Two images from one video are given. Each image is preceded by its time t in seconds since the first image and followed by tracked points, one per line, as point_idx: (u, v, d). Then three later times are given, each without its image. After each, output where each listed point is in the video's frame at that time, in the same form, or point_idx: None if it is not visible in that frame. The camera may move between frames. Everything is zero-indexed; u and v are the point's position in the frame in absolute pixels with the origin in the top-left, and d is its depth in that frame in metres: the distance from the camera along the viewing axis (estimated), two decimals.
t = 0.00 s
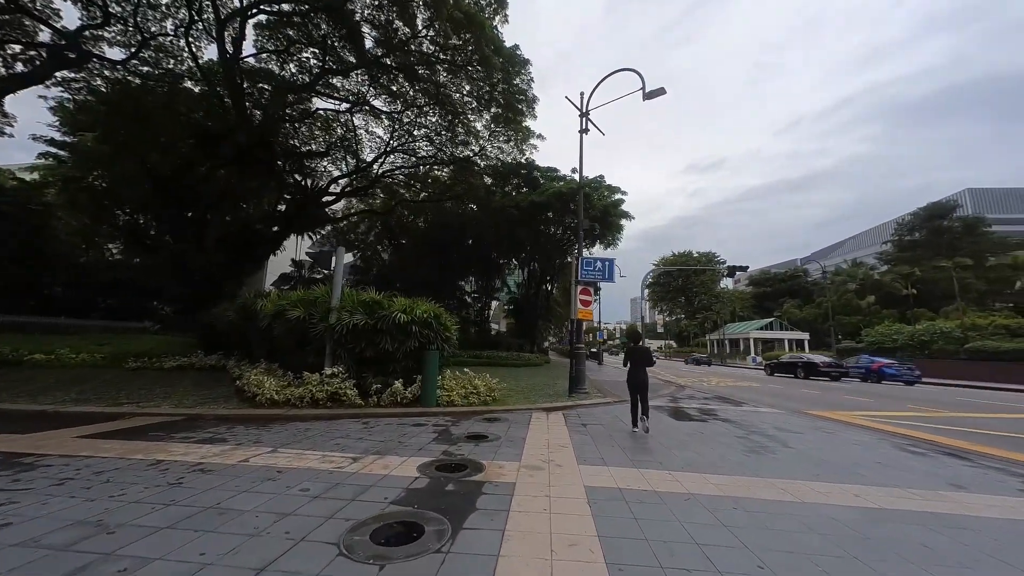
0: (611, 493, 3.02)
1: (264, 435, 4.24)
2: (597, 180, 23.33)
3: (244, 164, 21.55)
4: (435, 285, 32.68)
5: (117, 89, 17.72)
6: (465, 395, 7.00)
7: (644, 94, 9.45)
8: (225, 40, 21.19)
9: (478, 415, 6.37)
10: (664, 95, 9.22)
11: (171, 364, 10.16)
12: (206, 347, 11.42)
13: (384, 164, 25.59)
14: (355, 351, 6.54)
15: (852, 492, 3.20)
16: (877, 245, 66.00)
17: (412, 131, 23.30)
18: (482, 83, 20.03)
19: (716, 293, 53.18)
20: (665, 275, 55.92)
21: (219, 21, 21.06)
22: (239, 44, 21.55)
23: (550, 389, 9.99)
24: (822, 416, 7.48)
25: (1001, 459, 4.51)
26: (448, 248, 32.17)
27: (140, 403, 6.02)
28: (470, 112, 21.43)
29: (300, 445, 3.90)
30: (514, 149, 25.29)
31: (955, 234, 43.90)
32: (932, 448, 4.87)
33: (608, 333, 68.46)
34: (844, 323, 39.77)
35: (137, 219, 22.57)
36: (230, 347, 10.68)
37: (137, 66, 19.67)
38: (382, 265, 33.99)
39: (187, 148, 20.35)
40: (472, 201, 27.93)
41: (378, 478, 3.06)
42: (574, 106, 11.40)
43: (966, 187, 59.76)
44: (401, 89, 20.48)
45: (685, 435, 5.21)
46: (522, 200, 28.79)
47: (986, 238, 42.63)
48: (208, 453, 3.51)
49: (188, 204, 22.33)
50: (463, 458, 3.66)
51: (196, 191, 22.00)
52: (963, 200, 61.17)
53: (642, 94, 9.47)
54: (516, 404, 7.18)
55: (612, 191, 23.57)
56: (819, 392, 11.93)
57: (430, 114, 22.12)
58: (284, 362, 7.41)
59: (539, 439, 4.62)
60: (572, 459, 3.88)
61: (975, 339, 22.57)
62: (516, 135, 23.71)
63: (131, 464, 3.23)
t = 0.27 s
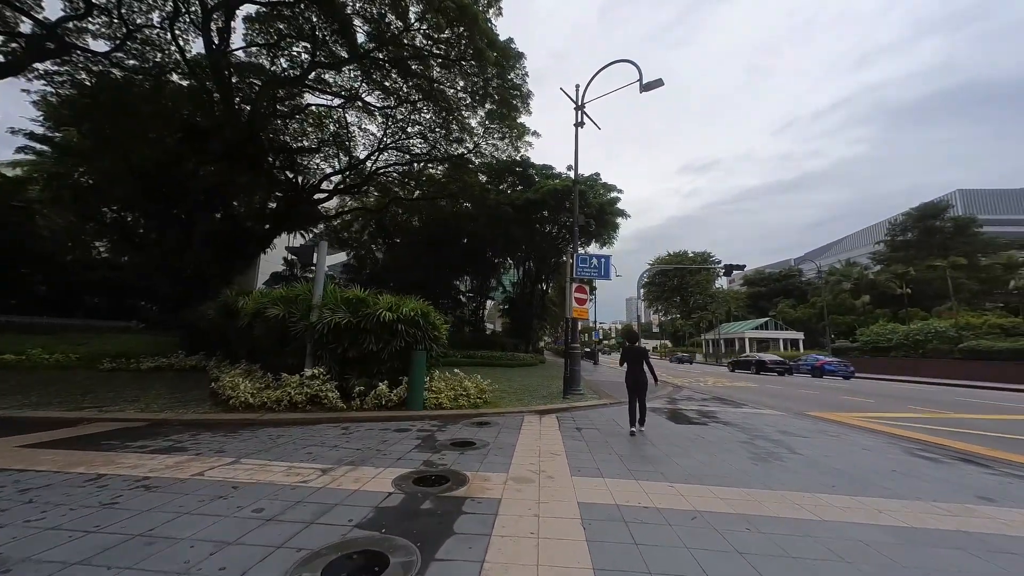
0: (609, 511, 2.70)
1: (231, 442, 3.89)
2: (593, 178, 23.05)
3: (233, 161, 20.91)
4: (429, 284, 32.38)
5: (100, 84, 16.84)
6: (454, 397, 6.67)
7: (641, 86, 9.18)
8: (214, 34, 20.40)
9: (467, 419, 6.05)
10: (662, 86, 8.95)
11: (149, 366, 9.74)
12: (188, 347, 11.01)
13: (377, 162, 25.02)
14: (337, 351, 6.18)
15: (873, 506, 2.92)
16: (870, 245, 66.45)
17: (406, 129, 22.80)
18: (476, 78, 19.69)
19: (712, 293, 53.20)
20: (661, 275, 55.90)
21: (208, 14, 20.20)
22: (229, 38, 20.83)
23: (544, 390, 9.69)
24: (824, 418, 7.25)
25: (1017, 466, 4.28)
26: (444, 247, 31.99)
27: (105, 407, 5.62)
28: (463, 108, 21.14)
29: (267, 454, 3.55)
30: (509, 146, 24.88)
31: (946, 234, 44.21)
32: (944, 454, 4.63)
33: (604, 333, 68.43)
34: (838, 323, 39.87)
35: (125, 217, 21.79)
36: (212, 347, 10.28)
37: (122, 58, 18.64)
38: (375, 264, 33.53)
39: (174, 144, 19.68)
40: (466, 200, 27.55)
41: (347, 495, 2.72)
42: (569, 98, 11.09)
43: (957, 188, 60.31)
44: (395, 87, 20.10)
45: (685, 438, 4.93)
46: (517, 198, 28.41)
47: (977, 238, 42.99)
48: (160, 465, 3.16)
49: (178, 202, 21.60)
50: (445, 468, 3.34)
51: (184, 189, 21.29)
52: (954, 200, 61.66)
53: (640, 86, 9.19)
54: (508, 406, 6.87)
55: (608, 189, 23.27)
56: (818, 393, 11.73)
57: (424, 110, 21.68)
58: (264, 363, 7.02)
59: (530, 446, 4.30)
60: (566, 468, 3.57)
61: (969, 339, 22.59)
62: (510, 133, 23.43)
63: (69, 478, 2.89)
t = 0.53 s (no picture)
0: (614, 530, 2.40)
1: (197, 450, 3.55)
2: (592, 176, 22.74)
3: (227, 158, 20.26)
4: (424, 283, 32.05)
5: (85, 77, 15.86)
6: (447, 398, 6.38)
7: (641, 76, 8.88)
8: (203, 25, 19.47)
9: (459, 421, 5.74)
10: (663, 76, 8.65)
11: (130, 366, 9.36)
12: (172, 347, 10.62)
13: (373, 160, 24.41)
14: (322, 350, 5.85)
15: (910, 524, 2.63)
16: (867, 245, 66.57)
17: (402, 125, 22.29)
18: (473, 71, 19.29)
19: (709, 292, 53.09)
20: (658, 275, 55.72)
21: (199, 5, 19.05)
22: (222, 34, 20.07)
23: (541, 391, 9.40)
24: (832, 420, 6.98)
25: None
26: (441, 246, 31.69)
27: (72, 410, 5.26)
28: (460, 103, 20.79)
29: (233, 463, 3.21)
30: (506, 143, 24.44)
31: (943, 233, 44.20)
32: (966, 459, 4.36)
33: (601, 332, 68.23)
34: (836, 322, 39.78)
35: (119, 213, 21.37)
36: (197, 347, 9.92)
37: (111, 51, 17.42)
38: (371, 263, 33.11)
39: (165, 141, 18.94)
40: (463, 198, 27.12)
41: (318, 513, 2.39)
42: (567, 90, 10.73)
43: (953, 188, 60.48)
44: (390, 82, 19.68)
45: (690, 442, 4.63)
46: (514, 194, 28.02)
47: (973, 238, 43.06)
48: (109, 478, 2.82)
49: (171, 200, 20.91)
50: (432, 479, 3.04)
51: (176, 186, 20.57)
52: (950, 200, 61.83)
53: (640, 76, 8.89)
54: (503, 407, 6.58)
55: (606, 186, 22.97)
56: (821, 393, 11.51)
57: (421, 106, 21.22)
58: (248, 363, 6.68)
59: (525, 451, 4.00)
60: (564, 478, 3.25)
61: (968, 338, 22.49)
62: (508, 129, 23.07)
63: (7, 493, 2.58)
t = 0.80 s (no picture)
0: (616, 559, 2.12)
1: (154, 463, 3.25)
2: (589, 174, 22.45)
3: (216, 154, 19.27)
4: (418, 282, 31.72)
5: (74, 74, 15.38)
6: (438, 400, 6.10)
7: (640, 67, 8.59)
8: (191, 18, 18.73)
9: (449, 427, 5.45)
10: (663, 68, 8.37)
11: (108, 368, 8.96)
12: (154, 348, 10.23)
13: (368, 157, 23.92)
14: (304, 352, 5.52)
15: (945, 549, 2.36)
16: (861, 245, 66.85)
17: (397, 122, 21.84)
18: (468, 66, 18.94)
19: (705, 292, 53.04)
20: (654, 275, 55.62)
21: None
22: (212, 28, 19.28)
23: (537, 393, 9.12)
24: (836, 423, 6.75)
25: None
26: (436, 245, 31.39)
27: (32, 416, 4.91)
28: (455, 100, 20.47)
29: (190, 481, 2.89)
30: (502, 141, 24.08)
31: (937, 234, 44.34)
32: (985, 467, 4.13)
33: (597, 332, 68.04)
34: (832, 322, 39.79)
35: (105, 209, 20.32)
36: (179, 347, 9.53)
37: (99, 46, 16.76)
38: (365, 262, 32.70)
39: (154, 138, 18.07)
40: (459, 196, 26.74)
41: (277, 542, 2.11)
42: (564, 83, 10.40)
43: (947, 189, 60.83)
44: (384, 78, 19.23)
45: (693, 449, 4.36)
46: (510, 192, 27.67)
47: (967, 238, 43.29)
48: (44, 500, 2.53)
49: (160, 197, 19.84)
50: (414, 496, 2.75)
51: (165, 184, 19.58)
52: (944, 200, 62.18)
53: (640, 68, 8.60)
54: (497, 411, 6.28)
55: (604, 184, 22.68)
56: (821, 394, 11.30)
57: (416, 103, 20.85)
58: (229, 365, 6.35)
59: (518, 461, 3.72)
60: (561, 493, 2.97)
61: (964, 338, 22.45)
62: (504, 126, 22.73)
63: None
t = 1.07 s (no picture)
0: None
1: (101, 475, 2.92)
2: (585, 171, 22.17)
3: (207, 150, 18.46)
4: (412, 280, 31.35)
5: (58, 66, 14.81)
6: (426, 400, 5.83)
7: (637, 57, 8.34)
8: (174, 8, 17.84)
9: (437, 429, 5.16)
10: (660, 57, 8.12)
11: (81, 369, 8.55)
12: (133, 348, 9.83)
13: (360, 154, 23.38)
14: (282, 350, 5.20)
15: (977, 567, 2.12)
16: (855, 245, 67.21)
17: (391, 118, 21.33)
18: (461, 59, 18.60)
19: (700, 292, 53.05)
20: (650, 275, 55.57)
21: None
22: (199, 18, 18.30)
23: (532, 392, 8.86)
24: (838, 422, 6.54)
25: None
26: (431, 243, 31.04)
27: None
28: (449, 96, 20.13)
29: (136, 497, 2.59)
30: (497, 137, 23.78)
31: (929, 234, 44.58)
32: (1000, 470, 3.92)
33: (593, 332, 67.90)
34: (826, 321, 39.90)
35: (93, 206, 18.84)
36: (158, 346, 9.14)
37: (83, 37, 16.01)
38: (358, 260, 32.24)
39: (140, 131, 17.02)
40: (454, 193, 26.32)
41: (218, 571, 1.84)
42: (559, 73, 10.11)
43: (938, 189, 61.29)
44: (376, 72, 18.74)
45: (696, 452, 4.10)
46: (505, 189, 27.38)
47: (958, 237, 43.58)
48: None
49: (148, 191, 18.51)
50: (389, 509, 2.47)
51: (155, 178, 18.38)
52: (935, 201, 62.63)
53: (636, 57, 8.34)
54: (488, 412, 6.00)
55: (600, 181, 22.41)
56: (820, 393, 11.10)
57: (409, 99, 20.44)
58: (205, 363, 6.01)
59: (507, 467, 3.43)
60: (553, 505, 2.69)
61: (958, 337, 22.44)
62: (498, 122, 22.41)
63: None
